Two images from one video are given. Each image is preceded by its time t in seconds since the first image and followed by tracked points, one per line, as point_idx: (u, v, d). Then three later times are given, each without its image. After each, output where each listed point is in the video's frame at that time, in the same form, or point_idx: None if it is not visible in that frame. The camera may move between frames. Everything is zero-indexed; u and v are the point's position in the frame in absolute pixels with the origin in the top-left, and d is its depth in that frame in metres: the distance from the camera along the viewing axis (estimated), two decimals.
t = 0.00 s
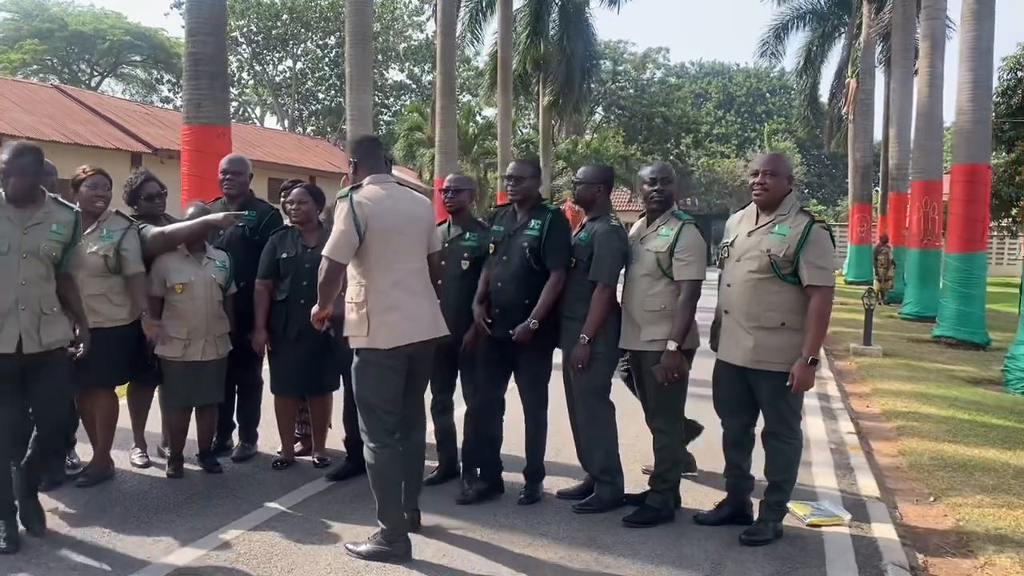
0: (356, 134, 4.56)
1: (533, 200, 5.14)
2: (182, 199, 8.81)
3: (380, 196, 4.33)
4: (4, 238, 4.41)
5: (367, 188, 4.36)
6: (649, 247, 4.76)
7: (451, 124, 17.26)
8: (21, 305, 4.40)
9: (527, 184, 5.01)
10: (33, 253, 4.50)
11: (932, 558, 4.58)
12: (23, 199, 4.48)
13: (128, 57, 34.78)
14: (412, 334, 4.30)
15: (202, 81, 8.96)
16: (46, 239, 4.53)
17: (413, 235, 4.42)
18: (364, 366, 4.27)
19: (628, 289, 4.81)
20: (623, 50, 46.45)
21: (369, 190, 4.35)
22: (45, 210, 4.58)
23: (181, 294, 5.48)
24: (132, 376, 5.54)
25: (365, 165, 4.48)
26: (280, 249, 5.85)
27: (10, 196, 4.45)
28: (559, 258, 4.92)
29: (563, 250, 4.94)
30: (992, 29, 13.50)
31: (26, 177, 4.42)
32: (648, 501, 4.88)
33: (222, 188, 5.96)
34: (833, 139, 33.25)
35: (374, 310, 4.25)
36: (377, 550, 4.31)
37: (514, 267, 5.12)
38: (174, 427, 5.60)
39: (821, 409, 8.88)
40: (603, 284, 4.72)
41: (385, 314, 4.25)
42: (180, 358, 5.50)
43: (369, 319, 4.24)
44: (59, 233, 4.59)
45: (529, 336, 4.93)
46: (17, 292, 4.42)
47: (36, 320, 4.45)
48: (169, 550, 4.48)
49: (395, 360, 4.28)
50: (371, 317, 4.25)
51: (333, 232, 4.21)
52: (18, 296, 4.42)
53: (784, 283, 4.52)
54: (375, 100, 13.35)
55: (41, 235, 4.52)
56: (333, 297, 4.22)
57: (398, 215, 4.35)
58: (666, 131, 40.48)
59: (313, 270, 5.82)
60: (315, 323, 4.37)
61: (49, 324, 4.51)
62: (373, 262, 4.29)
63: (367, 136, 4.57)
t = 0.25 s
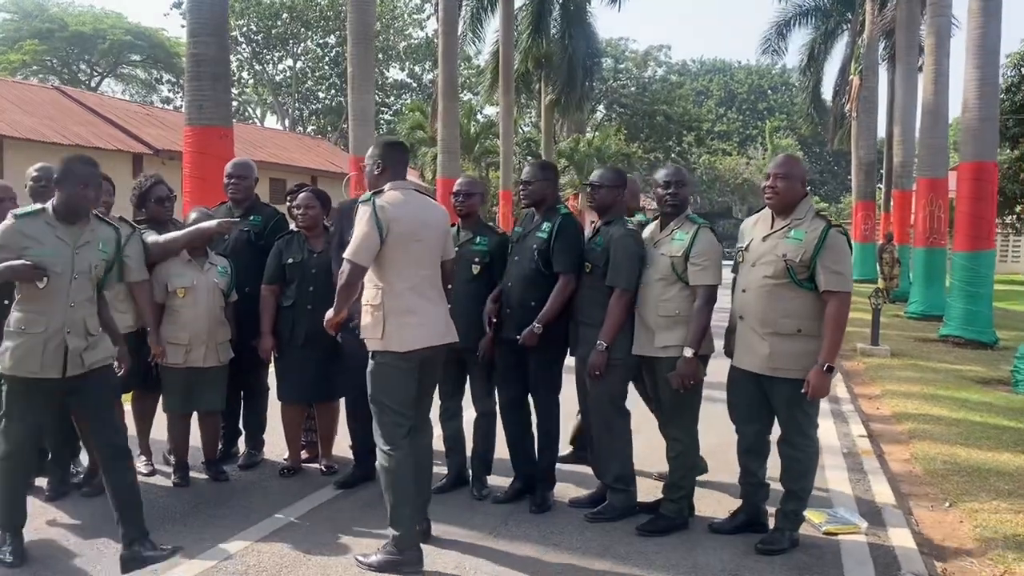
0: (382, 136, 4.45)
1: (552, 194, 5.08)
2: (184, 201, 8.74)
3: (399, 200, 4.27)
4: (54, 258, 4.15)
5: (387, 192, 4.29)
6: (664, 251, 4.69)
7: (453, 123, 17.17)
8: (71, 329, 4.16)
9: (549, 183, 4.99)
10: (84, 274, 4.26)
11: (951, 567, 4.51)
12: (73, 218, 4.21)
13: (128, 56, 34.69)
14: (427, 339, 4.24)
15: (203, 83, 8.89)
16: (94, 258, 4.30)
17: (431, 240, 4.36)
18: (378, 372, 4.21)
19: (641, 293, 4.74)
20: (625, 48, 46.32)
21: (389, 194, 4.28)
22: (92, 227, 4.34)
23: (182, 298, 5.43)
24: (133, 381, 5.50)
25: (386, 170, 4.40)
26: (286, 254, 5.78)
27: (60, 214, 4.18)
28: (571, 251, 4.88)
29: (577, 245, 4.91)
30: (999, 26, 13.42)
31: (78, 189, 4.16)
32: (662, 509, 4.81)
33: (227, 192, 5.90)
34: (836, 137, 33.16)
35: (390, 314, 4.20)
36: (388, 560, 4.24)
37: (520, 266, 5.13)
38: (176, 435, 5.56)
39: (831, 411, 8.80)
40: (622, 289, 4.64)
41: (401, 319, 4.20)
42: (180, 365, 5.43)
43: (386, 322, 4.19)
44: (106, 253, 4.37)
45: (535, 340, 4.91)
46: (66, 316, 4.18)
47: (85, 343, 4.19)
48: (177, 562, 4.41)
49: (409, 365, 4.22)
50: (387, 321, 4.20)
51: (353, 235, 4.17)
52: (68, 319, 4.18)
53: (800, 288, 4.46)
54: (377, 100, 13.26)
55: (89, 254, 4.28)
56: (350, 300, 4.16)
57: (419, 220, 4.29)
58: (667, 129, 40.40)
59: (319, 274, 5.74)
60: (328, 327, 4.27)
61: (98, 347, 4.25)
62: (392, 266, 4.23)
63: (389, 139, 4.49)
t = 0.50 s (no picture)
0: (398, 138, 4.54)
1: (552, 195, 5.10)
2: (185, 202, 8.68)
3: (416, 201, 4.33)
4: (124, 263, 3.95)
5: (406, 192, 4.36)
6: (672, 252, 4.64)
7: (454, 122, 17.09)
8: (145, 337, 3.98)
9: (546, 184, 5.03)
10: (156, 277, 4.07)
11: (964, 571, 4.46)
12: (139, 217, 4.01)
13: (128, 56, 34.61)
14: (438, 339, 4.28)
15: (204, 83, 8.82)
16: (163, 258, 4.10)
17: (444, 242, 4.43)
18: (392, 371, 4.23)
19: (649, 295, 4.68)
20: (625, 46, 46.23)
21: (407, 196, 4.34)
22: (156, 229, 4.11)
23: (181, 302, 5.32)
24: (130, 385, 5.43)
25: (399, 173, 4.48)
26: (288, 257, 5.73)
27: (126, 215, 3.98)
28: (571, 250, 4.87)
29: (576, 244, 4.90)
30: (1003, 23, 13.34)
31: (145, 192, 3.95)
32: (670, 513, 4.75)
33: (229, 194, 5.85)
34: (837, 135, 33.11)
35: (405, 313, 4.23)
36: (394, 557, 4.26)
37: (524, 268, 5.15)
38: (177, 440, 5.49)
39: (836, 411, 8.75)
40: (634, 290, 4.60)
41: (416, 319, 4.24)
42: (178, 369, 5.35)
43: (401, 322, 4.22)
44: (174, 253, 4.18)
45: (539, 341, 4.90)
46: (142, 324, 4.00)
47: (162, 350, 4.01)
48: (179, 569, 4.35)
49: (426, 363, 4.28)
50: (402, 321, 4.22)
51: (376, 234, 4.18)
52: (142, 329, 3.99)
53: (810, 290, 4.40)
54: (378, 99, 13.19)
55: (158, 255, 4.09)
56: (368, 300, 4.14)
57: (438, 220, 4.38)
58: (668, 127, 40.33)
59: (322, 276, 5.70)
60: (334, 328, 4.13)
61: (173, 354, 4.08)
62: (409, 267, 4.27)
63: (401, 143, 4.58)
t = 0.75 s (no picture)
0: (400, 135, 4.51)
1: (543, 198, 5.13)
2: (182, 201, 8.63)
3: (426, 200, 4.31)
4: (189, 255, 4.10)
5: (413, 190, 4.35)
6: (674, 252, 4.59)
7: (451, 121, 17.05)
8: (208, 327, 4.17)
9: (537, 188, 5.05)
10: (213, 269, 4.24)
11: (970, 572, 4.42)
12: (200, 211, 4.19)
13: (124, 56, 34.52)
14: (440, 340, 4.26)
15: (201, 81, 8.76)
16: (220, 249, 4.29)
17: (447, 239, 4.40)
18: (395, 369, 4.20)
19: (650, 294, 4.64)
20: (622, 44, 46.20)
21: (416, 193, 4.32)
22: (211, 222, 4.29)
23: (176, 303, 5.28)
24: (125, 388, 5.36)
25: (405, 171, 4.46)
26: (285, 256, 5.68)
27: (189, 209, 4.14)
28: (567, 249, 4.87)
29: (572, 243, 4.91)
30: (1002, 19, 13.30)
31: (207, 187, 4.13)
32: (672, 515, 4.71)
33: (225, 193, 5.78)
34: (834, 133, 33.10)
35: (411, 313, 4.20)
36: (394, 557, 4.22)
37: (524, 270, 5.17)
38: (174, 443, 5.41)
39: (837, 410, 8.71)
40: (634, 290, 4.56)
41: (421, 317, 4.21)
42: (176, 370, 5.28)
43: (408, 322, 4.18)
44: (228, 245, 4.38)
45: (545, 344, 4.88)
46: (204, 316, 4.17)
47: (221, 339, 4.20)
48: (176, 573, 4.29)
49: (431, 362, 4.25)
50: (408, 321, 4.18)
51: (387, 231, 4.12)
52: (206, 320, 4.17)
53: (814, 289, 4.35)
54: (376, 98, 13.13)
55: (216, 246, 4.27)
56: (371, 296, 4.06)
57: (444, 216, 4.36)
58: (665, 126, 40.30)
59: (320, 276, 5.65)
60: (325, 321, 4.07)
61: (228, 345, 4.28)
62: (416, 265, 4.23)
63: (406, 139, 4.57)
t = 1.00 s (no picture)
0: (388, 133, 4.42)
1: (532, 198, 5.07)
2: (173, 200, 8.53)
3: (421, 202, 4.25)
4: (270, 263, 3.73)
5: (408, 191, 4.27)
6: (668, 253, 4.51)
7: (444, 120, 16.94)
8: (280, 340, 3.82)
9: (525, 188, 4.99)
10: (287, 279, 3.88)
11: None
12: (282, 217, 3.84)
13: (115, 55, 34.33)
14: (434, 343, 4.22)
15: (191, 79, 8.65)
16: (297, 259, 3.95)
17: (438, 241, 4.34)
18: (387, 374, 4.12)
19: (644, 296, 4.56)
20: (616, 43, 46.13)
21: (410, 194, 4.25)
22: (287, 227, 3.91)
23: (163, 304, 5.22)
24: (111, 390, 5.26)
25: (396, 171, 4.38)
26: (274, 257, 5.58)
27: (274, 213, 3.79)
28: (561, 249, 4.85)
29: (566, 242, 4.88)
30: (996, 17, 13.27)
31: (296, 190, 3.78)
32: (668, 520, 4.63)
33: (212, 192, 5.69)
34: (827, 133, 33.11)
35: (407, 316, 4.15)
36: (383, 565, 4.14)
37: (515, 270, 5.10)
38: (162, 447, 5.33)
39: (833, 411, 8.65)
40: (628, 292, 4.49)
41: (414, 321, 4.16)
42: (164, 373, 5.20)
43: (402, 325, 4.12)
44: (301, 253, 4.03)
45: (540, 345, 4.82)
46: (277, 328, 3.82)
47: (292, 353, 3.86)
48: None
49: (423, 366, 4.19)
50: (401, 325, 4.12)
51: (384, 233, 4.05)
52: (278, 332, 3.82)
53: (812, 291, 4.28)
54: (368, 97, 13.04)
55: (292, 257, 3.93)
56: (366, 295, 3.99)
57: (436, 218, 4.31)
58: (659, 125, 40.26)
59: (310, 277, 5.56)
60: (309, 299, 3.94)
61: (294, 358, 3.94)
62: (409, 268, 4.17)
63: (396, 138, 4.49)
